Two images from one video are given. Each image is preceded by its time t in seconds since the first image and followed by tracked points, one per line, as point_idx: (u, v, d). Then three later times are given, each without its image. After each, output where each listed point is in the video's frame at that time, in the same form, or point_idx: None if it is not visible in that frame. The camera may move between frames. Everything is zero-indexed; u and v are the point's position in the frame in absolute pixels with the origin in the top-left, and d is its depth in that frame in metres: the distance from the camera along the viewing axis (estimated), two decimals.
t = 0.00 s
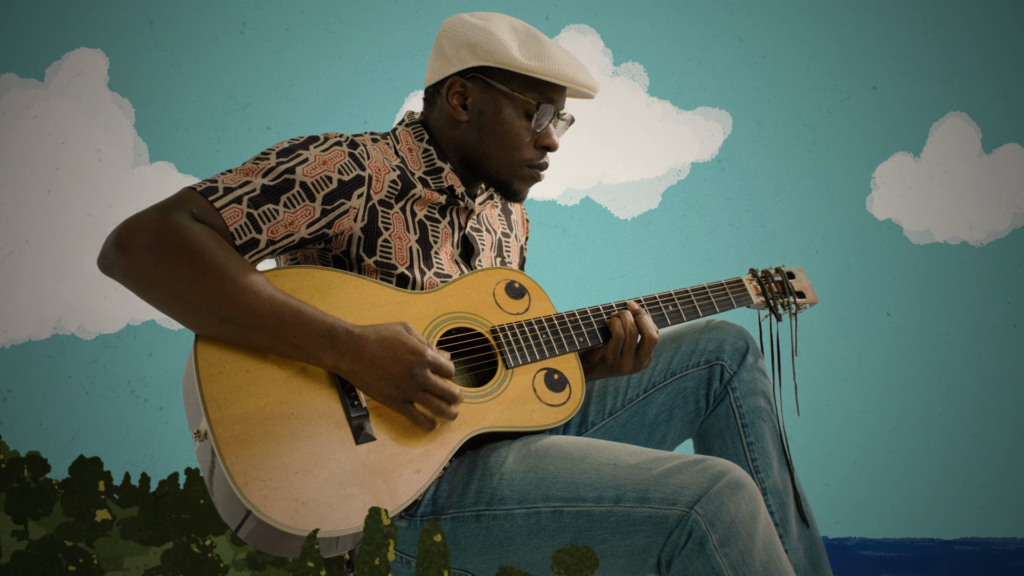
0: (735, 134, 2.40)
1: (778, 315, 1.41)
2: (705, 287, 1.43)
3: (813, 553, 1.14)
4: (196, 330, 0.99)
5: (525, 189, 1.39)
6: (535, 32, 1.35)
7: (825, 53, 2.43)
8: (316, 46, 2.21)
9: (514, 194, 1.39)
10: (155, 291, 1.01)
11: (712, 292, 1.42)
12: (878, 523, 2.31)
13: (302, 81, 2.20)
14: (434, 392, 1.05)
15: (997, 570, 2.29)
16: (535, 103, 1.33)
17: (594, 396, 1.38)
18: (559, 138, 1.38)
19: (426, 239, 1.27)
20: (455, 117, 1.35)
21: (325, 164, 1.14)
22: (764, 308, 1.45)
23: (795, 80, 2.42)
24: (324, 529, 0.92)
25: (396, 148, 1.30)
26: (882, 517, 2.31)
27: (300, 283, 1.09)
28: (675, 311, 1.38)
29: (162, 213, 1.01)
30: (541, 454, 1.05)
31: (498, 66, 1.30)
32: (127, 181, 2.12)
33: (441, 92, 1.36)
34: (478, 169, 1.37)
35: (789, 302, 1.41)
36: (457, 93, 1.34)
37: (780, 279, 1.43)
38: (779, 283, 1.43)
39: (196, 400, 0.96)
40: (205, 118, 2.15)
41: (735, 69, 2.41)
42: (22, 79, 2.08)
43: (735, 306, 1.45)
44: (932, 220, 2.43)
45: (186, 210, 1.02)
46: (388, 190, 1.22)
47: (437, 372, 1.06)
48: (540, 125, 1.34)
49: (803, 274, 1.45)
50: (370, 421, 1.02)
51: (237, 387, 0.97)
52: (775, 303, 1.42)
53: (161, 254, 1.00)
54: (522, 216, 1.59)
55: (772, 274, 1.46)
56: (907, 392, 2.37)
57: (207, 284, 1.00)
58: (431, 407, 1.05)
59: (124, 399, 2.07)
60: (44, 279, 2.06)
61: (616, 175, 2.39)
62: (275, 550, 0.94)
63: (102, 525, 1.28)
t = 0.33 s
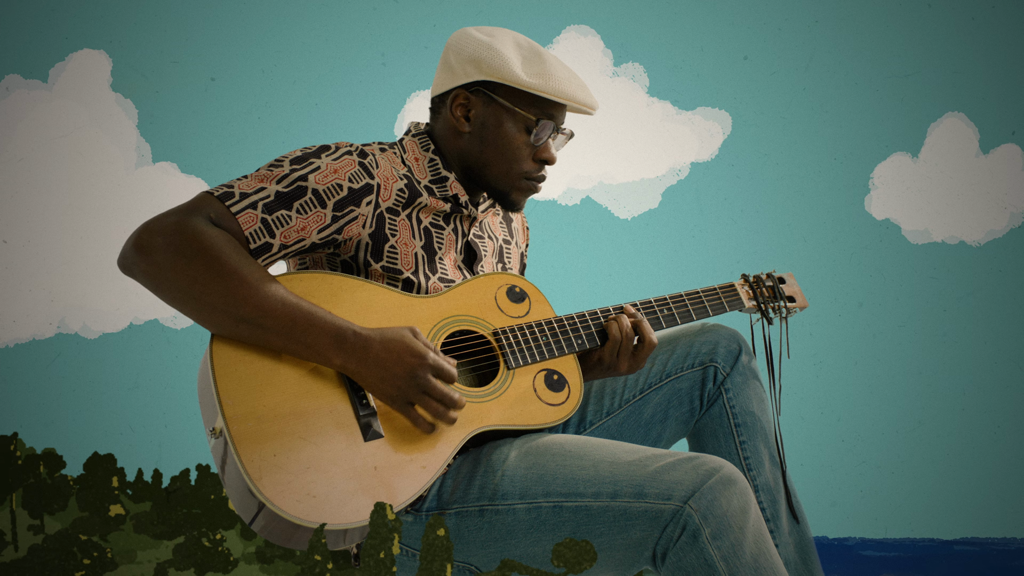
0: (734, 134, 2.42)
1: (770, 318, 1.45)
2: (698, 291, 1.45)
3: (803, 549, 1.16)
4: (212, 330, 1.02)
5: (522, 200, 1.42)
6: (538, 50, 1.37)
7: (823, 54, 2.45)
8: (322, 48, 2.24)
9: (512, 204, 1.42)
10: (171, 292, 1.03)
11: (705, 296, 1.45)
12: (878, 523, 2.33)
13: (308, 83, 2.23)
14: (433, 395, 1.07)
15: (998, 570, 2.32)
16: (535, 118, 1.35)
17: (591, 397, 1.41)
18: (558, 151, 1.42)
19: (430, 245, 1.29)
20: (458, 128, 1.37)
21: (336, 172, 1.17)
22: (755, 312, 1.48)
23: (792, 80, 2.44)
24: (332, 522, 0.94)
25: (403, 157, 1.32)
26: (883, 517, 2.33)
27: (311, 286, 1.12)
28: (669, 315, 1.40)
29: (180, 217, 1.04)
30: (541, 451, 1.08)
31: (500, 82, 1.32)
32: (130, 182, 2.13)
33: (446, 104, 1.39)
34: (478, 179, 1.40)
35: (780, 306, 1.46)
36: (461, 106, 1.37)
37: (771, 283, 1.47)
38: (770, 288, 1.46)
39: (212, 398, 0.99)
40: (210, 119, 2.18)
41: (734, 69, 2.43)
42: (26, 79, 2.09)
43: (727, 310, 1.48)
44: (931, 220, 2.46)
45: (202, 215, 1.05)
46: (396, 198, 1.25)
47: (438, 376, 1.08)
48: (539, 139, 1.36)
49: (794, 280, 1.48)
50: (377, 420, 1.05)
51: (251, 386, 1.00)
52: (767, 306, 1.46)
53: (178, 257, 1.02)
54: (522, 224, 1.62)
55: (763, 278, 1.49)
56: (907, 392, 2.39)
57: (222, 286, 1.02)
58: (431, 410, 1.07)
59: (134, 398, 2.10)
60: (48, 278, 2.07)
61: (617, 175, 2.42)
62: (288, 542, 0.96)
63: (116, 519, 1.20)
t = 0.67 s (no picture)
0: (733, 134, 2.45)
1: (762, 321, 1.46)
2: (693, 296, 1.48)
3: (793, 543, 1.19)
4: (227, 332, 1.05)
5: (529, 205, 1.45)
6: (539, 59, 1.40)
7: (821, 54, 2.48)
8: (328, 50, 2.27)
9: (519, 210, 1.44)
10: (188, 296, 1.07)
11: (700, 300, 1.47)
12: (879, 524, 2.36)
13: (314, 85, 2.26)
14: (443, 390, 1.11)
15: (998, 570, 2.35)
16: (539, 126, 1.38)
17: (590, 395, 1.43)
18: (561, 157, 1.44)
19: (435, 250, 1.32)
20: (464, 138, 1.39)
21: (344, 181, 1.19)
22: (748, 315, 1.50)
23: (790, 80, 2.47)
24: (341, 516, 0.98)
25: (409, 165, 1.34)
26: (883, 518, 2.36)
27: (320, 290, 1.15)
28: (665, 318, 1.43)
29: (196, 224, 1.07)
30: (542, 448, 1.10)
31: (506, 91, 1.35)
32: (134, 182, 2.16)
33: (452, 115, 1.40)
34: (485, 186, 1.42)
35: (772, 310, 1.47)
36: (466, 116, 1.39)
37: (764, 288, 1.49)
38: (763, 292, 1.48)
39: (227, 396, 1.02)
40: (216, 120, 2.20)
41: (732, 69, 2.45)
42: (29, 80, 2.14)
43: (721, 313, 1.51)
44: (930, 221, 2.48)
45: (217, 222, 1.08)
46: (402, 205, 1.27)
47: (446, 372, 1.12)
48: (544, 146, 1.39)
49: (785, 284, 1.50)
50: (385, 417, 1.07)
51: (264, 385, 1.03)
52: (760, 310, 1.47)
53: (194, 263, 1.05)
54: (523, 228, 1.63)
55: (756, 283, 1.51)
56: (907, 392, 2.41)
57: (236, 290, 1.05)
58: (440, 404, 1.11)
59: (142, 400, 2.12)
60: (52, 276, 2.11)
61: (617, 175, 2.44)
62: (298, 534, 1.00)
63: (130, 514, 1.22)
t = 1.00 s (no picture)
0: (732, 135, 2.47)
1: (756, 323, 1.49)
2: (689, 298, 1.50)
3: (785, 539, 1.22)
4: (237, 332, 1.09)
5: (530, 210, 1.48)
6: (537, 67, 1.43)
7: (819, 55, 2.50)
8: (334, 51, 2.31)
9: (521, 214, 1.47)
10: (199, 297, 1.10)
11: (696, 302, 1.50)
12: (879, 524, 2.38)
13: (321, 86, 2.30)
14: (443, 391, 1.13)
15: (998, 570, 2.38)
16: (538, 132, 1.41)
17: (588, 394, 1.45)
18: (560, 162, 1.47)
19: (437, 253, 1.35)
20: (467, 146, 1.42)
21: (350, 185, 1.23)
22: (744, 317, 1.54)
23: (788, 80, 2.49)
24: (348, 508, 1.01)
25: (413, 170, 1.37)
26: (884, 519, 2.38)
27: (328, 291, 1.18)
28: (662, 319, 1.46)
29: (207, 228, 1.10)
30: (541, 443, 1.13)
31: (506, 100, 1.38)
32: (137, 182, 2.18)
33: (453, 123, 1.43)
34: (487, 192, 1.45)
35: (767, 312, 1.50)
36: (468, 124, 1.41)
37: (759, 290, 1.52)
38: (758, 294, 1.51)
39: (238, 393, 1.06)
40: (222, 121, 2.23)
41: (730, 69, 2.48)
42: (32, 82, 2.14)
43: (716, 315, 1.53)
44: (929, 220, 2.51)
45: (227, 226, 1.11)
46: (405, 209, 1.30)
47: (448, 374, 1.14)
48: (544, 152, 1.42)
49: (780, 286, 1.54)
50: (389, 414, 1.11)
51: (274, 381, 1.06)
52: (754, 312, 1.51)
53: (205, 265, 1.09)
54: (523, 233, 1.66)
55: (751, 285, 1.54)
56: (907, 391, 2.44)
57: (245, 291, 1.09)
58: (441, 404, 1.14)
59: (150, 400, 2.15)
60: (56, 276, 2.12)
61: (617, 175, 2.47)
62: (307, 524, 1.04)
63: (143, 508, 1.24)
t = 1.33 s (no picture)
0: (731, 135, 2.50)
1: (750, 330, 1.51)
2: (684, 304, 1.51)
3: (773, 535, 1.25)
4: (248, 326, 1.12)
5: (522, 213, 1.50)
6: (532, 75, 1.45)
7: (817, 55, 2.53)
8: (340, 53, 2.34)
9: (513, 217, 1.50)
10: (213, 292, 1.13)
11: (691, 308, 1.50)
12: (878, 524, 2.41)
13: (326, 87, 2.33)
14: (452, 375, 1.17)
15: (997, 570, 2.40)
16: (533, 139, 1.44)
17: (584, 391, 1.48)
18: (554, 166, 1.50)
19: (440, 253, 1.38)
20: (463, 151, 1.45)
21: (357, 187, 1.25)
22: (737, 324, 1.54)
23: (786, 81, 2.52)
24: (354, 498, 1.04)
25: (415, 173, 1.40)
26: (883, 519, 2.41)
27: (335, 289, 1.20)
28: (657, 324, 1.47)
29: (221, 225, 1.13)
30: (541, 439, 1.16)
31: (500, 108, 1.41)
32: (140, 183, 2.21)
33: (451, 129, 1.46)
34: (482, 196, 1.48)
35: (760, 319, 1.52)
36: (465, 131, 1.44)
37: (752, 298, 1.54)
38: (751, 301, 1.53)
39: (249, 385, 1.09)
40: (229, 123, 2.27)
41: (729, 70, 2.51)
42: (36, 83, 2.17)
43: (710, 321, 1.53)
44: (927, 220, 2.53)
45: (239, 223, 1.14)
46: (410, 210, 1.33)
47: (453, 360, 1.18)
48: (538, 158, 1.45)
49: (773, 295, 1.56)
50: (395, 407, 1.14)
51: (284, 374, 1.09)
52: (748, 319, 1.52)
53: (220, 261, 1.12)
54: (522, 235, 1.69)
55: (745, 292, 1.56)
56: (906, 390, 2.47)
57: (257, 286, 1.11)
58: (451, 388, 1.18)
59: (159, 401, 2.19)
60: (58, 275, 2.15)
61: (617, 175, 2.49)
62: (314, 513, 1.07)
63: (155, 504, 1.28)
